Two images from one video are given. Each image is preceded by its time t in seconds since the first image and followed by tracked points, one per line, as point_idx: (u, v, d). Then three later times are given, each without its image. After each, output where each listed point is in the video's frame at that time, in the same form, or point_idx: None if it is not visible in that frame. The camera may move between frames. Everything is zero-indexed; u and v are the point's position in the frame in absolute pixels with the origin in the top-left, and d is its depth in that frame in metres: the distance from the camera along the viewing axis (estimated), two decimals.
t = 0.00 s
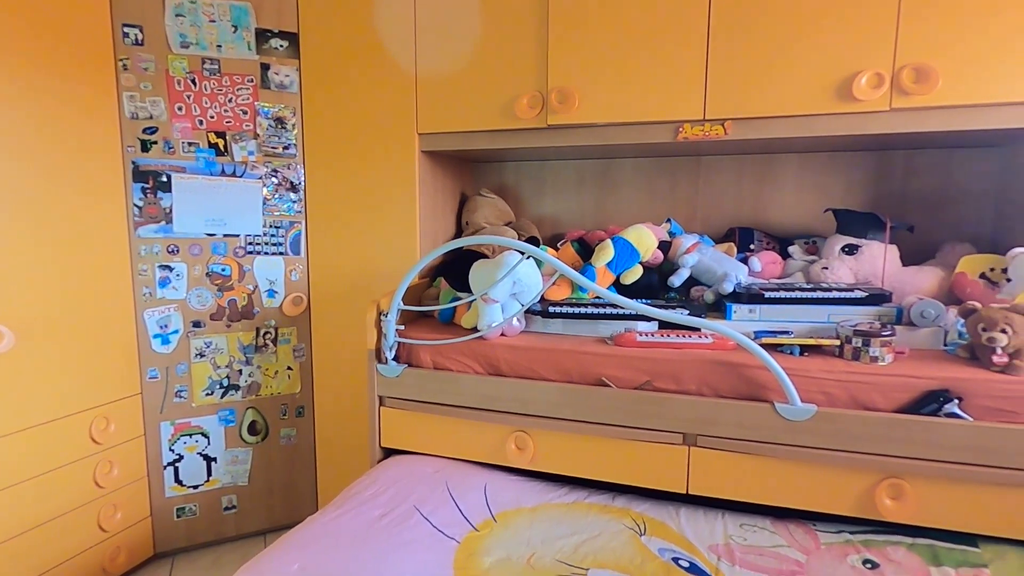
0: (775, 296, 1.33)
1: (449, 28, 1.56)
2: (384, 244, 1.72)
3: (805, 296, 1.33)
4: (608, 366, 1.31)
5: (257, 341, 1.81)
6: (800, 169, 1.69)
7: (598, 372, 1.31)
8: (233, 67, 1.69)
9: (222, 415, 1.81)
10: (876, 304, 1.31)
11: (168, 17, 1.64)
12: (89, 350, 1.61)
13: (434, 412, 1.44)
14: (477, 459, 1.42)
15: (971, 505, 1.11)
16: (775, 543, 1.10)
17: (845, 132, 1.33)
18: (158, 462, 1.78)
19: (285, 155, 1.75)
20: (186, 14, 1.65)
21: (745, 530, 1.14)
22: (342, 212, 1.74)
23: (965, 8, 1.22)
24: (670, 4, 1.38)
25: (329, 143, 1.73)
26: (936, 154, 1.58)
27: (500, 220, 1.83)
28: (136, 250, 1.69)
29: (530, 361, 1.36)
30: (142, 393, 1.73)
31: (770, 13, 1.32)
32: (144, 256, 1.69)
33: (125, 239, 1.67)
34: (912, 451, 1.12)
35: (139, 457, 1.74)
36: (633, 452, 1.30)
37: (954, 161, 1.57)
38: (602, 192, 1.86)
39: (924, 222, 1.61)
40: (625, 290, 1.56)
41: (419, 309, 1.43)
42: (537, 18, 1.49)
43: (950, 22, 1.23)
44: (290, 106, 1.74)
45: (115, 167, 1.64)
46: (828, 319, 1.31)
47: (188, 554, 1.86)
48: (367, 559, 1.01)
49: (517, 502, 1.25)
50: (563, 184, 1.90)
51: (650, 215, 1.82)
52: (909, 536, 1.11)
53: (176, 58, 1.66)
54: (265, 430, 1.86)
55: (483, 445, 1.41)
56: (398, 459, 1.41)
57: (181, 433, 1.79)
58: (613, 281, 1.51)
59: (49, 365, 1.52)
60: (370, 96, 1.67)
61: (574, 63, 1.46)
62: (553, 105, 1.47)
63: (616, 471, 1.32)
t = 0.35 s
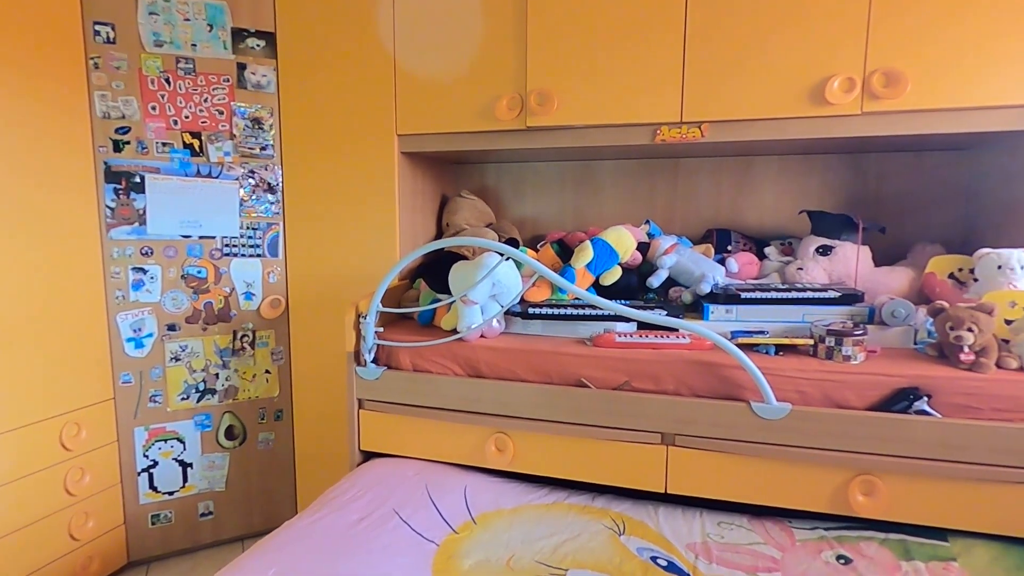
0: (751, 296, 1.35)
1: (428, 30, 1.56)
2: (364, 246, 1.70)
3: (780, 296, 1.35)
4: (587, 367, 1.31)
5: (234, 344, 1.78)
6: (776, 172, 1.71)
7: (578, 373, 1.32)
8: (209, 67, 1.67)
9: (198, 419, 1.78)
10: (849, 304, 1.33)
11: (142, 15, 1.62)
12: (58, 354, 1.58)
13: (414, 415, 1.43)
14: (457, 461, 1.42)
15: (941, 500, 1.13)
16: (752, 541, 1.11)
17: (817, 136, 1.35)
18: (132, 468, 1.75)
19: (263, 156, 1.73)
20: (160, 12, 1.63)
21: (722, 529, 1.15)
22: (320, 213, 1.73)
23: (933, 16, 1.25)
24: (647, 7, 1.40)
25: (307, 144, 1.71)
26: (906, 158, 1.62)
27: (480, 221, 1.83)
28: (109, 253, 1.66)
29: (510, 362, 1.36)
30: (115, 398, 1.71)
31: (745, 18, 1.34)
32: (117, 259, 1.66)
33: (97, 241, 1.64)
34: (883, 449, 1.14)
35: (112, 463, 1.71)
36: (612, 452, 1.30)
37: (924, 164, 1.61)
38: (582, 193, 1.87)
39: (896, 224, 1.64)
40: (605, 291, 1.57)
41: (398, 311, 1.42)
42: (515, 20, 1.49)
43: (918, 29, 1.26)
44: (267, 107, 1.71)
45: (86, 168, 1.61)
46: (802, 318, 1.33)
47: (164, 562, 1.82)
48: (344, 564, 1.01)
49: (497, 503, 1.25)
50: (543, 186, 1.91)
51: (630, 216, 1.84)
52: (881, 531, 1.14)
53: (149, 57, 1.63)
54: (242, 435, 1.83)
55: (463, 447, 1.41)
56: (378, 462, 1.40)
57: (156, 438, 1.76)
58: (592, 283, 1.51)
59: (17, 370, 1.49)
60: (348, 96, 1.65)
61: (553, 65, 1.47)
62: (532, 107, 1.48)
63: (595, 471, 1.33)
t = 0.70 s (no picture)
0: (726, 297, 1.37)
1: (405, 32, 1.55)
2: (341, 249, 1.69)
3: (754, 297, 1.37)
4: (565, 368, 1.32)
5: (209, 348, 1.75)
6: (750, 175, 1.74)
7: (556, 375, 1.32)
8: (181, 67, 1.64)
9: (171, 425, 1.75)
10: (820, 305, 1.35)
11: (111, 14, 1.59)
12: (24, 360, 1.54)
13: (392, 418, 1.43)
14: (436, 464, 1.41)
15: (908, 495, 1.16)
16: (727, 539, 1.13)
17: (789, 140, 1.38)
18: (102, 476, 1.71)
19: (238, 157, 1.70)
20: (131, 11, 1.60)
21: (698, 527, 1.17)
22: (297, 215, 1.71)
23: (899, 24, 1.28)
24: (623, 12, 1.41)
25: (283, 145, 1.69)
26: (874, 162, 1.66)
27: (459, 224, 1.83)
28: (77, 256, 1.62)
29: (488, 365, 1.36)
30: (84, 404, 1.67)
31: (719, 24, 1.36)
32: (86, 262, 1.63)
33: (65, 244, 1.61)
34: (853, 446, 1.16)
35: (81, 471, 1.68)
36: (590, 453, 1.31)
37: (893, 167, 1.65)
38: (560, 196, 1.88)
39: (865, 226, 1.68)
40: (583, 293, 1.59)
41: (375, 314, 1.41)
42: (492, 23, 1.49)
43: (884, 37, 1.29)
44: (242, 107, 1.69)
45: (53, 170, 1.58)
46: (775, 319, 1.36)
47: (135, 571, 1.79)
48: (320, 570, 1.00)
49: (475, 506, 1.25)
50: (521, 188, 1.91)
51: (608, 218, 1.85)
52: (851, 527, 1.16)
53: (119, 56, 1.60)
54: (217, 440, 1.80)
55: (442, 450, 1.40)
56: (355, 466, 1.39)
57: (127, 445, 1.72)
58: (570, 285, 1.52)
59: None
60: (325, 97, 1.64)
61: (530, 68, 1.48)
62: (509, 110, 1.48)
63: (573, 472, 1.33)
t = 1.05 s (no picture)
0: (702, 297, 1.38)
1: (382, 31, 1.54)
2: (318, 250, 1.67)
3: (729, 296, 1.39)
4: (543, 368, 1.32)
5: (183, 350, 1.73)
6: (726, 176, 1.77)
7: (534, 375, 1.33)
8: (153, 64, 1.61)
9: (145, 429, 1.72)
10: (794, 304, 1.38)
11: (80, 9, 1.55)
12: None
13: (370, 420, 1.42)
14: (415, 466, 1.41)
15: (879, 490, 1.18)
16: (703, 535, 1.14)
17: (763, 141, 1.40)
18: (72, 482, 1.67)
19: (212, 156, 1.68)
20: (100, 6, 1.57)
21: (675, 524, 1.18)
22: (273, 215, 1.69)
23: (869, 28, 1.31)
24: (600, 13, 1.42)
25: (259, 144, 1.67)
26: (846, 163, 1.70)
27: (439, 224, 1.82)
28: (45, 257, 1.59)
29: (467, 365, 1.36)
30: (53, 408, 1.63)
31: (695, 26, 1.38)
32: (54, 263, 1.59)
33: (32, 245, 1.57)
34: (825, 442, 1.19)
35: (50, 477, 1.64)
36: (569, 452, 1.32)
37: (864, 168, 1.69)
38: (539, 196, 1.89)
39: (838, 226, 1.72)
40: (561, 293, 1.59)
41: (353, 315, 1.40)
42: (471, 23, 1.49)
43: (854, 41, 1.32)
44: (216, 106, 1.66)
45: (20, 169, 1.54)
46: (750, 318, 1.38)
47: None
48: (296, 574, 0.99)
49: (454, 506, 1.25)
50: (500, 188, 1.91)
51: (587, 218, 1.86)
52: (824, 522, 1.18)
53: (88, 52, 1.57)
54: (192, 444, 1.77)
55: (421, 451, 1.40)
56: (333, 469, 1.37)
57: (99, 450, 1.69)
58: (549, 285, 1.53)
59: None
60: (301, 95, 1.62)
61: (509, 68, 1.48)
62: (488, 110, 1.48)
63: (552, 472, 1.34)
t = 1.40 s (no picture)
0: (680, 295, 1.40)
1: (361, 29, 1.53)
2: (297, 249, 1.65)
3: (707, 294, 1.40)
4: (523, 367, 1.33)
5: (158, 352, 1.70)
6: (705, 175, 1.78)
7: (514, 373, 1.33)
8: (126, 59, 1.58)
9: (119, 432, 1.69)
10: (770, 302, 1.40)
11: (49, 3, 1.52)
12: None
13: (350, 420, 1.41)
14: (395, 466, 1.40)
15: (852, 484, 1.21)
16: (681, 531, 1.15)
17: (739, 141, 1.42)
18: (44, 487, 1.64)
19: (188, 154, 1.65)
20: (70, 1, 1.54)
21: (654, 520, 1.19)
22: (251, 214, 1.66)
23: (841, 30, 1.33)
24: (579, 13, 1.42)
25: (235, 142, 1.64)
26: (822, 163, 1.72)
27: (419, 223, 1.81)
28: (14, 256, 1.56)
29: (447, 364, 1.36)
30: (24, 411, 1.60)
31: (672, 27, 1.39)
32: (23, 263, 1.56)
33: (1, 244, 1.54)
34: (800, 438, 1.21)
35: (20, 481, 1.61)
36: (549, 450, 1.32)
37: (838, 168, 1.72)
38: (520, 195, 1.89)
39: (814, 224, 1.74)
40: (542, 292, 1.59)
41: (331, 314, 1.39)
42: (450, 21, 1.49)
43: (827, 42, 1.34)
44: (191, 102, 1.64)
45: None
46: (727, 316, 1.39)
47: None
48: None
49: (434, 506, 1.24)
50: (481, 187, 1.91)
51: (568, 217, 1.87)
52: (799, 516, 1.20)
53: (58, 48, 1.54)
54: (168, 447, 1.75)
55: (401, 451, 1.39)
56: (313, 470, 1.36)
57: (71, 453, 1.65)
58: (529, 284, 1.53)
59: None
60: (279, 93, 1.60)
61: (488, 67, 1.47)
62: (467, 108, 1.48)
63: (533, 470, 1.34)
